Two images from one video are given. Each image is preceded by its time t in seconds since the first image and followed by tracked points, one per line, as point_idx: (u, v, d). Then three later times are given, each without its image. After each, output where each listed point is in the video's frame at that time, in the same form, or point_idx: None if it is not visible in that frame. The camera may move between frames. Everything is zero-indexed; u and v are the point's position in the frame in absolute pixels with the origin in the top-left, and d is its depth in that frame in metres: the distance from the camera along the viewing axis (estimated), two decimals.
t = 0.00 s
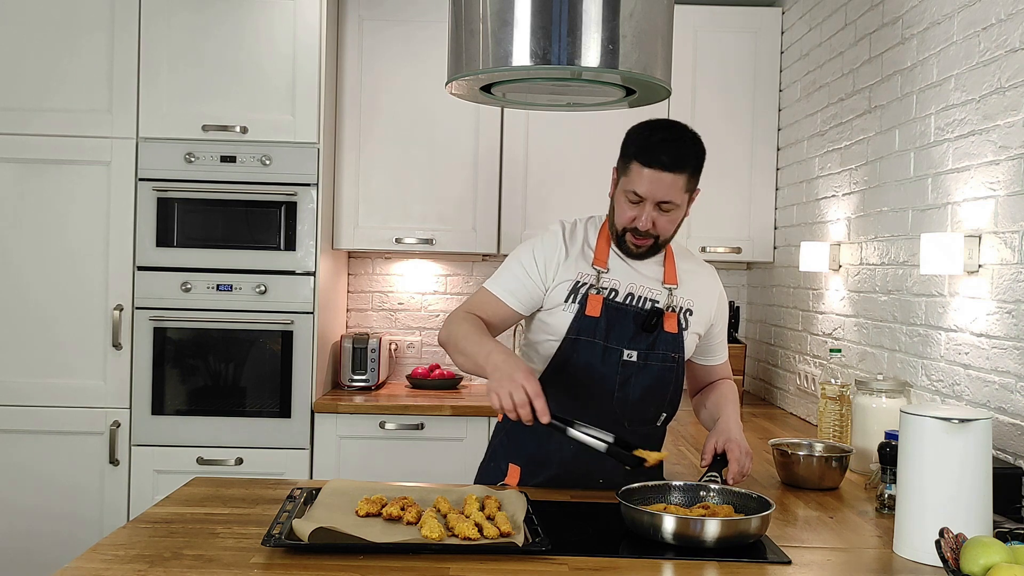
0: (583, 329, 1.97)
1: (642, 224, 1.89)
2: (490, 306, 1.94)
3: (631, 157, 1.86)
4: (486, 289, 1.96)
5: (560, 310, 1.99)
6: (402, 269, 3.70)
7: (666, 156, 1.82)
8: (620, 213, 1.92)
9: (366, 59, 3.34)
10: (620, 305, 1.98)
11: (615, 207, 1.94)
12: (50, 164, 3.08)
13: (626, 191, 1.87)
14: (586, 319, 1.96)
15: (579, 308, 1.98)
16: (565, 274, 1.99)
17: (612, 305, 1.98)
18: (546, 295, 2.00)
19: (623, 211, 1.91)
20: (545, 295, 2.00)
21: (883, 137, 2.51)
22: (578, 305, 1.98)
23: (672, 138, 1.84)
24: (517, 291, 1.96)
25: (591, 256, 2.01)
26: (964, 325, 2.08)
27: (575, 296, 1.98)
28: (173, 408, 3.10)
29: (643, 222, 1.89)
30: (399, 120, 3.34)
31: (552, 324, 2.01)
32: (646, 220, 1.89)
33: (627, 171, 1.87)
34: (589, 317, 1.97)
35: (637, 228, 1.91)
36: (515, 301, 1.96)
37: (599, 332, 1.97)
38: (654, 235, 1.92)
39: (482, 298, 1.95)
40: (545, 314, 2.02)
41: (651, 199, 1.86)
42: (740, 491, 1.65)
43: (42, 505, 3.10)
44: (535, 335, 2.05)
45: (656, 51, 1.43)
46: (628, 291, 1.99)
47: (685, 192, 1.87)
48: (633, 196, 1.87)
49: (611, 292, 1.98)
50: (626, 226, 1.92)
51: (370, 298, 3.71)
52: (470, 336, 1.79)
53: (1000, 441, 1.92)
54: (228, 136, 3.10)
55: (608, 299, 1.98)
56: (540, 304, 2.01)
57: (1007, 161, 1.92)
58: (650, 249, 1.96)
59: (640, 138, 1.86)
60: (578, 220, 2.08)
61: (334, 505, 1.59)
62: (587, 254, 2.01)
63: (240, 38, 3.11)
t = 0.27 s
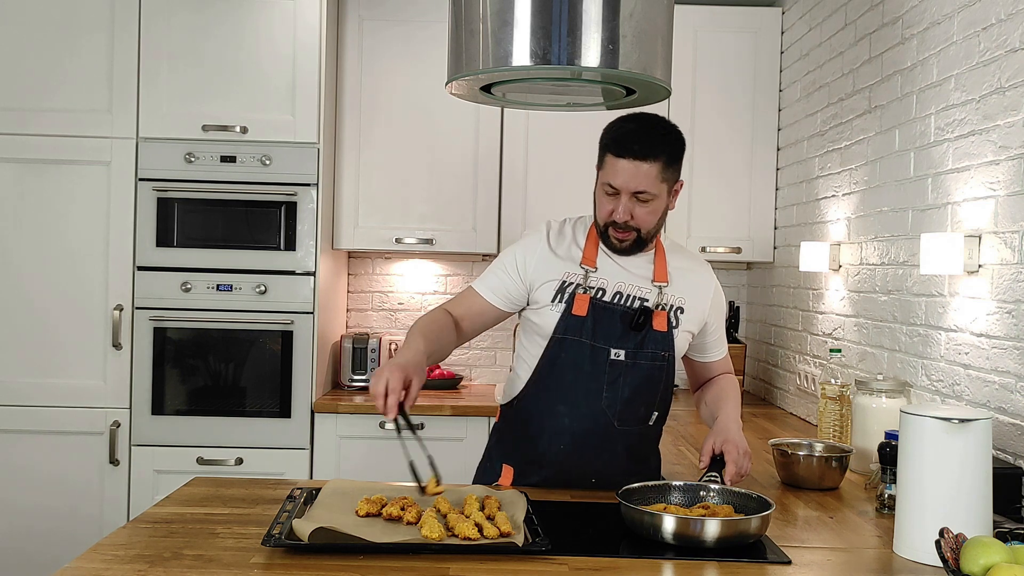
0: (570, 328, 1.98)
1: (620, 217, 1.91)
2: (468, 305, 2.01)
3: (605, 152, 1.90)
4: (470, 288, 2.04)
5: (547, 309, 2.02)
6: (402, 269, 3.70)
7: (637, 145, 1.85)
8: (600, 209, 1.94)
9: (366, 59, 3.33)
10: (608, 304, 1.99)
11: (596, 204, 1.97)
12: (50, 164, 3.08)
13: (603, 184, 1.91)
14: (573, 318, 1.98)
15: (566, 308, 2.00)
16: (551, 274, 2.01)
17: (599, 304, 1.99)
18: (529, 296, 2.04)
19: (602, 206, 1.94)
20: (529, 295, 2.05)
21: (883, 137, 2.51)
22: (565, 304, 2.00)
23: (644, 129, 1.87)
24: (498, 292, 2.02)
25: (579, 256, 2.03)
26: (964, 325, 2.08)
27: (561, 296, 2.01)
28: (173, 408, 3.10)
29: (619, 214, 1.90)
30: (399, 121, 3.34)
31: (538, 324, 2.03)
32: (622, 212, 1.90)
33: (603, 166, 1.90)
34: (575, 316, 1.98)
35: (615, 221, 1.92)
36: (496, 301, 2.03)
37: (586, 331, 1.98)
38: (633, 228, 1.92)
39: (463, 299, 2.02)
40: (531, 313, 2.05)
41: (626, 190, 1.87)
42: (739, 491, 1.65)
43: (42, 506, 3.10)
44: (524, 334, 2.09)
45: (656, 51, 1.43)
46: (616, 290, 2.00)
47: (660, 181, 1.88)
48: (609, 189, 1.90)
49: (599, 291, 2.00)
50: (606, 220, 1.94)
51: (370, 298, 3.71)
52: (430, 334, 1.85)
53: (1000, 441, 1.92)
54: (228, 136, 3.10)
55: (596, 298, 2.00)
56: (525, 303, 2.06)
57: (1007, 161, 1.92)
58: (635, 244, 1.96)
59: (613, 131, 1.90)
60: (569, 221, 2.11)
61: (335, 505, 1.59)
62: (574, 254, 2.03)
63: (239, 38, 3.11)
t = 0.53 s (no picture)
0: (563, 329, 1.98)
1: (605, 215, 1.90)
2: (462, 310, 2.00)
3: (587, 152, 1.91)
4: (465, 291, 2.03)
5: (539, 311, 2.01)
6: (402, 269, 3.70)
7: (619, 142, 1.86)
8: (585, 210, 1.94)
9: (366, 59, 3.33)
10: (600, 304, 1.99)
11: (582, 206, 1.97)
12: (51, 164, 3.08)
13: (586, 184, 1.91)
14: (565, 319, 1.98)
15: (559, 309, 1.99)
16: (544, 275, 2.01)
17: (591, 305, 1.99)
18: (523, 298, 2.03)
19: (586, 205, 1.94)
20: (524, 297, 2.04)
21: (883, 137, 2.51)
22: (557, 305, 2.00)
23: (624, 126, 1.88)
24: (493, 294, 2.01)
25: (571, 257, 2.03)
26: (964, 325, 2.08)
27: (554, 297, 2.00)
28: (173, 408, 3.10)
29: (604, 212, 1.90)
30: (399, 121, 3.34)
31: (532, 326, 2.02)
32: (607, 209, 1.90)
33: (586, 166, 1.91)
34: (568, 317, 1.98)
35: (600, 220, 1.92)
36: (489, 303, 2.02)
37: (579, 331, 1.99)
38: (619, 226, 1.92)
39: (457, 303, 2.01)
40: (525, 315, 2.05)
41: (608, 187, 1.88)
42: (739, 491, 1.65)
43: (42, 506, 3.10)
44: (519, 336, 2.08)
45: (657, 51, 1.43)
46: (608, 290, 2.00)
47: (642, 177, 1.88)
48: (592, 189, 1.91)
49: (591, 292, 2.00)
50: (592, 219, 1.93)
51: (370, 298, 3.71)
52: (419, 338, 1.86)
53: (1000, 441, 1.92)
54: (228, 136, 3.10)
55: (588, 298, 1.99)
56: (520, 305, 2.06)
57: (1007, 161, 1.92)
58: (622, 243, 1.95)
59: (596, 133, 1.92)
60: (562, 222, 2.10)
61: (335, 505, 1.59)
62: (567, 255, 2.02)
63: (240, 38, 3.11)
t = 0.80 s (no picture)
0: (564, 328, 1.99)
1: (636, 223, 1.89)
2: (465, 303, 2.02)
3: (618, 158, 1.85)
4: (464, 284, 2.05)
5: (540, 309, 2.02)
6: (402, 269, 3.70)
7: (651, 150, 1.84)
8: (611, 215, 1.90)
9: (366, 59, 3.34)
10: (601, 304, 2.00)
11: (603, 210, 1.93)
12: (51, 164, 3.08)
13: (616, 191, 1.87)
14: (566, 318, 1.98)
15: (560, 308, 2.00)
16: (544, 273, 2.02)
17: (592, 304, 1.99)
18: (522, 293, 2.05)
19: (613, 212, 1.90)
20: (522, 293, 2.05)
21: (883, 137, 2.51)
22: (558, 304, 2.00)
23: (651, 132, 1.86)
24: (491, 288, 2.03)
25: (573, 255, 2.03)
26: (964, 325, 2.08)
27: (554, 296, 2.01)
28: (173, 408, 3.10)
29: (637, 220, 1.89)
30: (399, 121, 3.34)
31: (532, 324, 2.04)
32: (640, 218, 1.88)
33: (615, 172, 1.86)
34: (569, 316, 1.99)
35: (630, 227, 1.91)
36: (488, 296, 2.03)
37: (580, 330, 1.98)
38: (647, 232, 1.92)
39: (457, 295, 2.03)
40: (524, 312, 2.06)
41: (644, 196, 1.86)
42: (739, 491, 1.65)
43: (42, 505, 3.10)
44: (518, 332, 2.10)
45: (657, 51, 1.43)
46: (609, 289, 2.00)
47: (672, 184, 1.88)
48: (623, 196, 1.87)
49: (592, 291, 2.00)
50: (619, 226, 1.91)
51: (370, 298, 3.71)
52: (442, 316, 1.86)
53: (1000, 441, 1.92)
54: (228, 136, 3.10)
55: (589, 298, 2.00)
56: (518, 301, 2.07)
57: (1007, 161, 1.92)
58: (644, 246, 1.96)
59: (620, 137, 1.87)
60: (564, 221, 2.11)
61: (335, 505, 1.59)
62: (568, 254, 2.03)
63: (239, 38, 3.11)
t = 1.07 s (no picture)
0: (574, 328, 1.97)
1: (651, 221, 1.89)
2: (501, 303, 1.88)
3: (635, 154, 1.84)
4: (490, 285, 1.91)
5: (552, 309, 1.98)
6: (402, 269, 3.70)
7: (668, 149, 1.83)
8: (625, 213, 1.89)
9: (366, 59, 3.34)
10: (611, 304, 1.99)
11: (616, 207, 1.92)
12: (51, 164, 3.08)
13: (632, 188, 1.86)
14: (576, 318, 1.96)
15: (570, 308, 1.98)
16: (560, 271, 1.98)
17: (602, 304, 1.98)
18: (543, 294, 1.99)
19: (626, 209, 1.89)
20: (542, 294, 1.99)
21: (883, 137, 2.51)
22: (569, 304, 1.98)
23: (667, 131, 1.85)
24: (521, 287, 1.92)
25: (585, 255, 2.01)
26: (964, 325, 2.08)
27: (567, 295, 1.98)
28: (173, 408, 3.10)
29: (651, 218, 1.88)
30: (399, 121, 3.34)
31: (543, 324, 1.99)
32: (654, 216, 1.88)
33: (632, 169, 1.85)
34: (579, 316, 1.97)
35: (643, 225, 1.90)
36: (519, 295, 1.92)
37: (589, 331, 1.98)
38: (659, 232, 1.92)
39: (489, 293, 1.87)
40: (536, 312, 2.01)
41: (659, 195, 1.85)
42: (739, 490, 1.65)
43: (42, 505, 3.10)
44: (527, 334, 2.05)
45: (656, 51, 1.43)
46: (619, 290, 1.99)
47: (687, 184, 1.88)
48: (638, 194, 1.86)
49: (602, 291, 1.99)
50: (632, 224, 1.90)
51: (370, 299, 3.71)
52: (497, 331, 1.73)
53: (1000, 441, 1.92)
54: (228, 136, 3.10)
55: (599, 298, 1.98)
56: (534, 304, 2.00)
57: (1007, 161, 1.92)
58: (655, 246, 1.95)
59: (638, 135, 1.85)
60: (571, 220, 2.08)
61: (335, 506, 1.59)
62: (580, 252, 2.01)
63: (239, 38, 3.11)
